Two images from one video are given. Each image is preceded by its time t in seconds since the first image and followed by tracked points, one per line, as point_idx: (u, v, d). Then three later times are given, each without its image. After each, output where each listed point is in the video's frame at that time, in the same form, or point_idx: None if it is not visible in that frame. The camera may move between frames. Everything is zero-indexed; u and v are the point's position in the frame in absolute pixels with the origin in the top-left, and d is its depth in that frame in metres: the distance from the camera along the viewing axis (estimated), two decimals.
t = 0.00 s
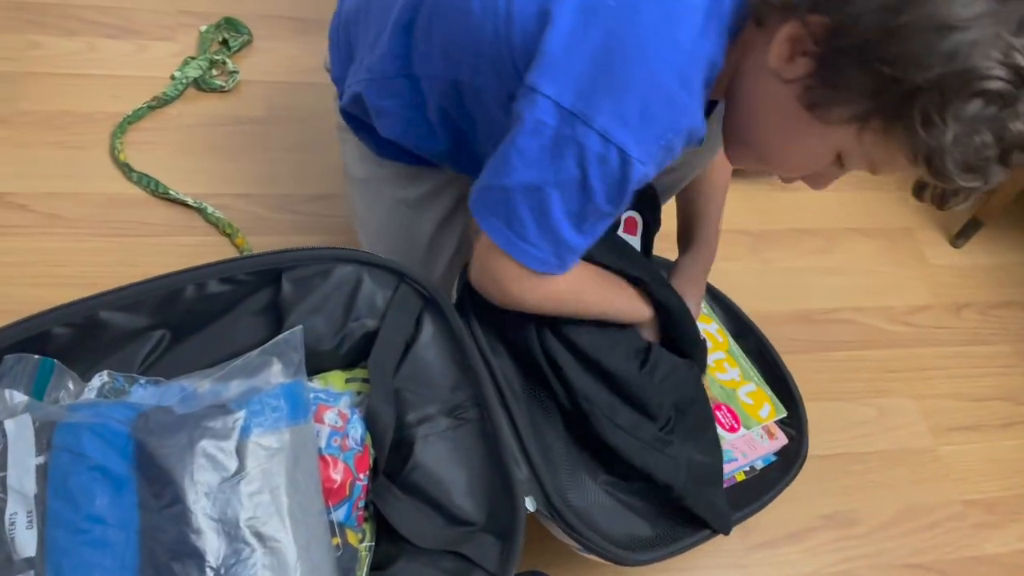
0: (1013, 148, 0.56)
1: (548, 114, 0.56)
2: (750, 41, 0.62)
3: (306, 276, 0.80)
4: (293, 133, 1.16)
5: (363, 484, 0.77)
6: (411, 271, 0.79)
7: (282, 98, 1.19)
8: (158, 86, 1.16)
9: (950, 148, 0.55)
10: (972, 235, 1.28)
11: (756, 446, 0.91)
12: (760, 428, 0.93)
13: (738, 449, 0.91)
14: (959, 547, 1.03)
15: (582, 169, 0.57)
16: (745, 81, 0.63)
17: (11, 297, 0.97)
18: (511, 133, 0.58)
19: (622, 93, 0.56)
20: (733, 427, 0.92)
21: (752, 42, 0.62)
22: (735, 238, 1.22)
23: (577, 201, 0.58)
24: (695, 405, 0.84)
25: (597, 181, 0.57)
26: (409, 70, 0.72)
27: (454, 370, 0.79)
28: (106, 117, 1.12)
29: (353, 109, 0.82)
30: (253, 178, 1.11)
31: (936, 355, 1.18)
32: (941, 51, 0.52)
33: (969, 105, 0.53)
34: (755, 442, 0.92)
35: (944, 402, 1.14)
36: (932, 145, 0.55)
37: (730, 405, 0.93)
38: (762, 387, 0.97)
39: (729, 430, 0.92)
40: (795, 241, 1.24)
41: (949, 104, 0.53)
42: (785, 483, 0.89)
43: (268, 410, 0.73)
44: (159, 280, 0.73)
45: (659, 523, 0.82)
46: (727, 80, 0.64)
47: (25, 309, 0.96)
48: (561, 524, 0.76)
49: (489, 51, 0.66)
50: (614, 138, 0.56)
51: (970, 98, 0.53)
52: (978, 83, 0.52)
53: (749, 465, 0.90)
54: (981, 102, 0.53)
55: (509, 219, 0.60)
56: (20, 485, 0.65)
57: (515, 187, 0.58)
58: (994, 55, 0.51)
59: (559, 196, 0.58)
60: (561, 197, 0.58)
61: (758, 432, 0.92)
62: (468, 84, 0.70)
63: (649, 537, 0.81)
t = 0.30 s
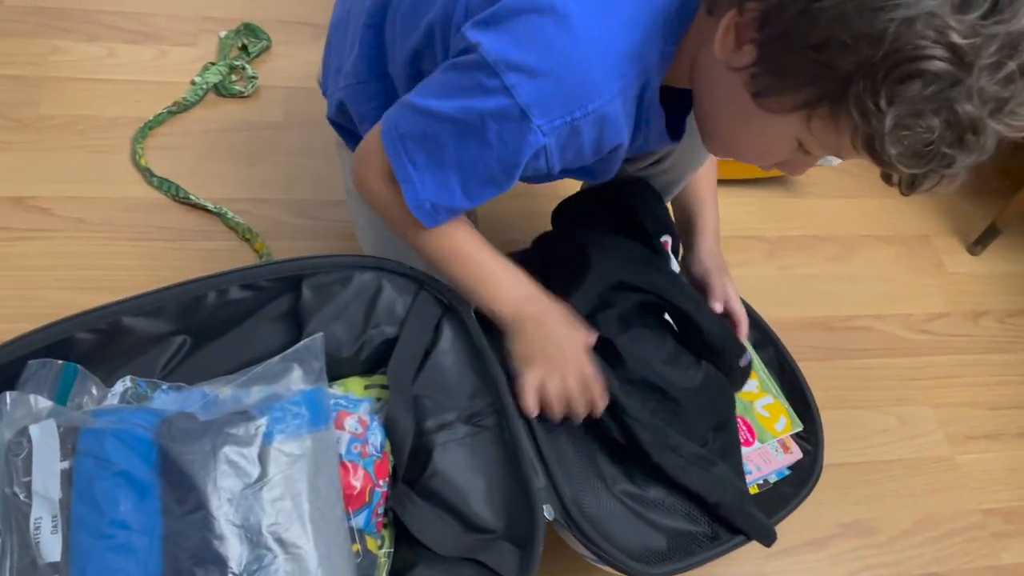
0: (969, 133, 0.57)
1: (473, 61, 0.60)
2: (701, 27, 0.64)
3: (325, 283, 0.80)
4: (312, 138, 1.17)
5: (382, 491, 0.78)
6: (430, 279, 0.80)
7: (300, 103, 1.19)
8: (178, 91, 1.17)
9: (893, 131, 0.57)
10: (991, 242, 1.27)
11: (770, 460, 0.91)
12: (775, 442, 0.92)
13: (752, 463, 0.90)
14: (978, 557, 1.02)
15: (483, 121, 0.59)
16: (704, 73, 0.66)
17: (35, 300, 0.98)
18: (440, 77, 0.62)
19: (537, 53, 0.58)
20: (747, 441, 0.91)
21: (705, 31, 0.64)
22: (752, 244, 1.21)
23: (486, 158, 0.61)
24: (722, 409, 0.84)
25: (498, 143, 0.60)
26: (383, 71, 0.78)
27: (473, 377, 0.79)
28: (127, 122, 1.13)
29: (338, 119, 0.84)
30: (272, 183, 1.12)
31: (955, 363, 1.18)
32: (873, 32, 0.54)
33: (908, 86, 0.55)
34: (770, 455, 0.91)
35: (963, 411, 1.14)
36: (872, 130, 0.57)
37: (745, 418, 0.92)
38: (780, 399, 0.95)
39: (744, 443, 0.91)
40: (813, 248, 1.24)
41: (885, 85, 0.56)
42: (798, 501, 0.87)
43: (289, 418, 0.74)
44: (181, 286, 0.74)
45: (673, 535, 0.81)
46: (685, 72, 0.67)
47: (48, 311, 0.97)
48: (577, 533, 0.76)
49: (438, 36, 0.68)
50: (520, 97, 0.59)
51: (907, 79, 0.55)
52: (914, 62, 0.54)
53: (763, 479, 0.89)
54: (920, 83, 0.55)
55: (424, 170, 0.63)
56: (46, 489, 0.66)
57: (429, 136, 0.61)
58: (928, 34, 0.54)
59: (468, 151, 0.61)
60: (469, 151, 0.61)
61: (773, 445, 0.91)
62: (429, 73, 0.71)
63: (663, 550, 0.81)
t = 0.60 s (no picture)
0: (931, 109, 0.53)
1: (473, 79, 0.59)
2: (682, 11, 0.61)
3: (342, 290, 0.80)
4: (325, 144, 1.17)
5: (397, 496, 0.79)
6: (445, 286, 0.80)
7: (313, 108, 1.20)
8: (192, 97, 1.17)
9: (852, 105, 0.53)
10: (1002, 248, 1.27)
11: (782, 467, 0.90)
12: (787, 449, 0.91)
13: (763, 471, 0.90)
14: (988, 565, 1.02)
15: (500, 133, 0.60)
16: (685, 54, 0.61)
17: (52, 305, 0.99)
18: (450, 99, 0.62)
19: (533, 62, 0.58)
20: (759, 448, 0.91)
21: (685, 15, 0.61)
22: (763, 249, 1.22)
23: (512, 159, 0.62)
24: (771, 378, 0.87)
25: (518, 146, 0.61)
26: (392, 65, 0.77)
27: (487, 385, 0.79)
28: (142, 127, 1.14)
29: (350, 115, 0.85)
30: (285, 188, 1.13)
31: (966, 369, 1.18)
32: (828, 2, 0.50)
33: (865, 58, 0.51)
34: (781, 463, 0.90)
35: (974, 417, 1.14)
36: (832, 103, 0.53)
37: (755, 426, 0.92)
38: (792, 407, 0.94)
39: (756, 451, 0.91)
40: (823, 254, 1.24)
41: (840, 58, 0.51)
42: (809, 510, 0.87)
43: (305, 424, 0.75)
44: (197, 293, 0.73)
45: (683, 542, 0.81)
46: (672, 52, 0.63)
47: (64, 316, 0.98)
48: (591, 540, 0.76)
49: (442, 33, 0.67)
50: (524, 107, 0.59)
51: (863, 52, 0.51)
52: (869, 32, 0.50)
53: (774, 487, 0.89)
54: (880, 56, 0.51)
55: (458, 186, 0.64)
56: (66, 494, 0.66)
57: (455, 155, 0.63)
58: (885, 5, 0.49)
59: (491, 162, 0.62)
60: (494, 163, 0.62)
61: (784, 453, 0.91)
62: (436, 70, 0.71)
63: (675, 556, 0.80)
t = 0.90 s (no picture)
0: (983, 117, 0.52)
1: (514, 69, 0.58)
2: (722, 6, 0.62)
3: (348, 292, 0.80)
4: (331, 144, 1.17)
5: (402, 498, 0.79)
6: (450, 288, 0.80)
7: (319, 110, 1.20)
8: (198, 98, 1.17)
9: (906, 114, 0.53)
10: (1009, 250, 1.27)
11: (788, 469, 0.90)
12: (795, 451, 0.91)
13: (771, 472, 0.90)
14: (997, 568, 1.02)
15: (544, 124, 0.58)
16: (725, 57, 0.62)
17: (58, 305, 0.99)
18: (487, 91, 0.60)
19: (579, 47, 0.57)
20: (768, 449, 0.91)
21: (724, 13, 0.61)
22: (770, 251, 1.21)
23: (558, 157, 0.60)
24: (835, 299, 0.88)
25: (560, 138, 0.59)
26: (416, 62, 0.76)
27: (492, 387, 0.79)
28: (148, 128, 1.14)
29: (366, 113, 0.85)
30: (291, 189, 1.12)
31: (973, 372, 1.17)
32: (884, 16, 0.50)
33: (921, 69, 0.51)
34: (788, 465, 0.91)
35: (982, 420, 1.13)
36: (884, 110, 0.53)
37: (765, 427, 0.92)
38: (797, 408, 0.94)
39: (763, 453, 0.91)
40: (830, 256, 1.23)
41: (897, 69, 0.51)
42: (814, 511, 0.87)
43: (311, 424, 0.74)
44: (203, 293, 0.73)
45: (690, 545, 0.80)
46: (709, 57, 0.64)
47: (70, 316, 0.98)
48: (597, 543, 0.76)
49: (476, 29, 0.67)
50: (570, 92, 0.57)
51: (919, 62, 0.51)
52: (926, 45, 0.50)
53: (781, 489, 0.89)
54: (933, 66, 0.51)
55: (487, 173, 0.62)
56: (72, 495, 0.66)
57: (488, 149, 0.61)
58: (942, 17, 0.49)
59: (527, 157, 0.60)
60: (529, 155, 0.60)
61: (791, 456, 0.91)
62: (466, 64, 0.71)
63: (682, 559, 0.79)
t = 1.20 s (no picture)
0: None
1: (564, 64, 0.55)
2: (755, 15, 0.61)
3: (350, 293, 0.81)
4: (334, 145, 1.17)
5: (404, 499, 0.78)
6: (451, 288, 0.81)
7: (321, 110, 1.20)
8: (200, 98, 1.17)
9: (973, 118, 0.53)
10: (1012, 252, 1.26)
11: (793, 469, 0.87)
12: (800, 450, 0.87)
13: (776, 471, 0.86)
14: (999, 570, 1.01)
15: (602, 109, 0.55)
16: (760, 70, 0.63)
17: (60, 304, 0.99)
18: (530, 92, 0.56)
19: (629, 32, 0.55)
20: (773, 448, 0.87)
21: (759, 29, 0.61)
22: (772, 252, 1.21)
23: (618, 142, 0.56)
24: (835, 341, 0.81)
25: (621, 123, 0.56)
26: (436, 61, 0.75)
27: (493, 390, 0.79)
28: (151, 128, 1.14)
29: (383, 111, 0.85)
30: (293, 189, 1.12)
31: (976, 373, 1.17)
32: (949, 22, 0.50)
33: (986, 74, 0.51)
34: (793, 464, 0.87)
35: (985, 422, 1.13)
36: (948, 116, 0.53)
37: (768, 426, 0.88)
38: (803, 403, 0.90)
39: (768, 451, 0.87)
40: (833, 256, 1.23)
41: (964, 74, 0.51)
42: (818, 509, 0.85)
43: (311, 425, 0.74)
44: (205, 293, 0.74)
45: (694, 541, 0.81)
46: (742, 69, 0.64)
47: (73, 316, 0.98)
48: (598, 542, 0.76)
49: (503, 27, 0.66)
50: (635, 72, 0.55)
51: (983, 68, 0.51)
52: (992, 51, 0.51)
53: (786, 488, 0.87)
54: (995, 70, 0.51)
55: (539, 178, 0.56)
56: (72, 495, 0.66)
57: (534, 153, 0.56)
58: (1003, 22, 0.50)
59: (588, 151, 0.56)
60: (590, 147, 0.56)
61: (796, 454, 0.87)
62: (489, 64, 0.71)
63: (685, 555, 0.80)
